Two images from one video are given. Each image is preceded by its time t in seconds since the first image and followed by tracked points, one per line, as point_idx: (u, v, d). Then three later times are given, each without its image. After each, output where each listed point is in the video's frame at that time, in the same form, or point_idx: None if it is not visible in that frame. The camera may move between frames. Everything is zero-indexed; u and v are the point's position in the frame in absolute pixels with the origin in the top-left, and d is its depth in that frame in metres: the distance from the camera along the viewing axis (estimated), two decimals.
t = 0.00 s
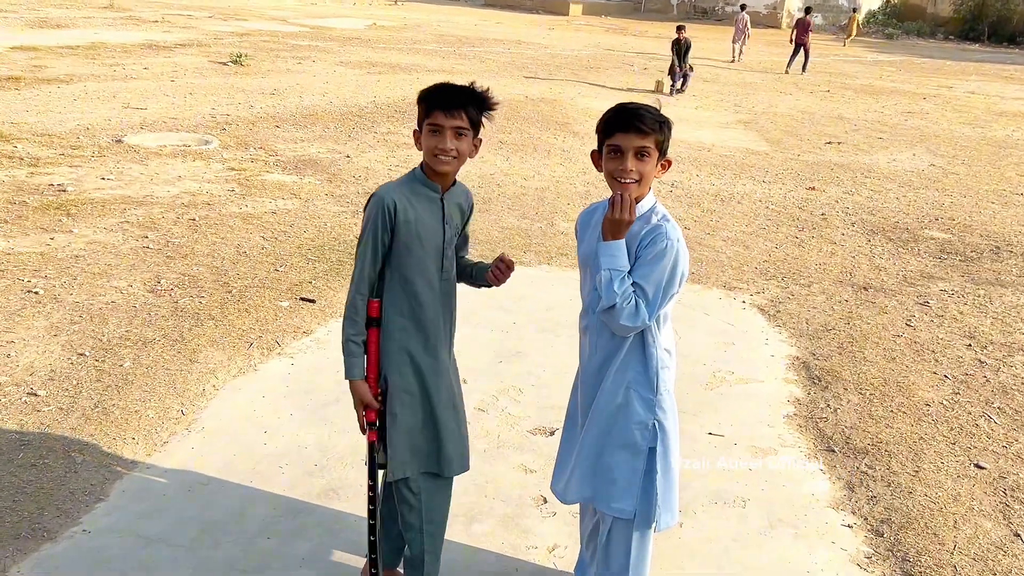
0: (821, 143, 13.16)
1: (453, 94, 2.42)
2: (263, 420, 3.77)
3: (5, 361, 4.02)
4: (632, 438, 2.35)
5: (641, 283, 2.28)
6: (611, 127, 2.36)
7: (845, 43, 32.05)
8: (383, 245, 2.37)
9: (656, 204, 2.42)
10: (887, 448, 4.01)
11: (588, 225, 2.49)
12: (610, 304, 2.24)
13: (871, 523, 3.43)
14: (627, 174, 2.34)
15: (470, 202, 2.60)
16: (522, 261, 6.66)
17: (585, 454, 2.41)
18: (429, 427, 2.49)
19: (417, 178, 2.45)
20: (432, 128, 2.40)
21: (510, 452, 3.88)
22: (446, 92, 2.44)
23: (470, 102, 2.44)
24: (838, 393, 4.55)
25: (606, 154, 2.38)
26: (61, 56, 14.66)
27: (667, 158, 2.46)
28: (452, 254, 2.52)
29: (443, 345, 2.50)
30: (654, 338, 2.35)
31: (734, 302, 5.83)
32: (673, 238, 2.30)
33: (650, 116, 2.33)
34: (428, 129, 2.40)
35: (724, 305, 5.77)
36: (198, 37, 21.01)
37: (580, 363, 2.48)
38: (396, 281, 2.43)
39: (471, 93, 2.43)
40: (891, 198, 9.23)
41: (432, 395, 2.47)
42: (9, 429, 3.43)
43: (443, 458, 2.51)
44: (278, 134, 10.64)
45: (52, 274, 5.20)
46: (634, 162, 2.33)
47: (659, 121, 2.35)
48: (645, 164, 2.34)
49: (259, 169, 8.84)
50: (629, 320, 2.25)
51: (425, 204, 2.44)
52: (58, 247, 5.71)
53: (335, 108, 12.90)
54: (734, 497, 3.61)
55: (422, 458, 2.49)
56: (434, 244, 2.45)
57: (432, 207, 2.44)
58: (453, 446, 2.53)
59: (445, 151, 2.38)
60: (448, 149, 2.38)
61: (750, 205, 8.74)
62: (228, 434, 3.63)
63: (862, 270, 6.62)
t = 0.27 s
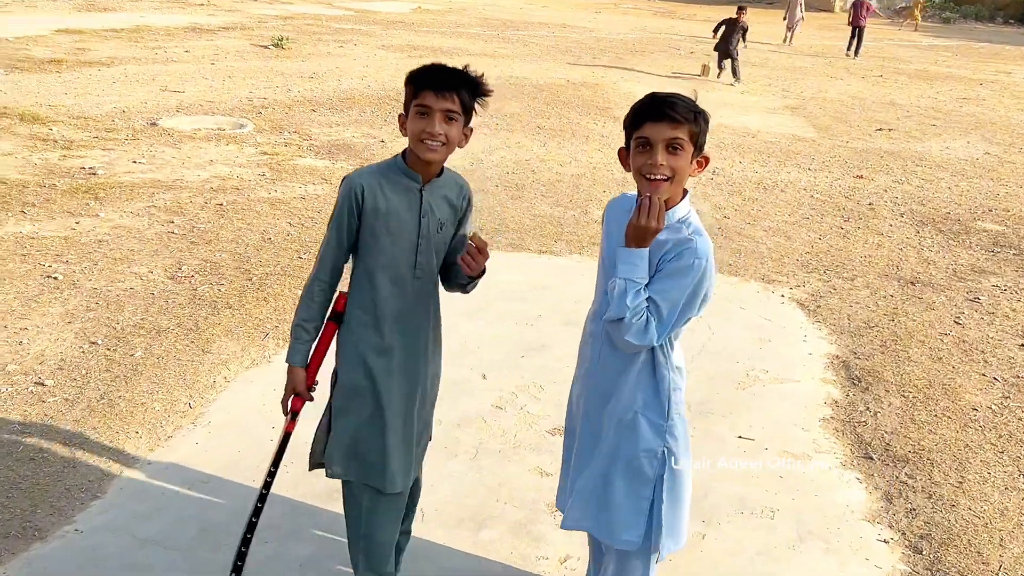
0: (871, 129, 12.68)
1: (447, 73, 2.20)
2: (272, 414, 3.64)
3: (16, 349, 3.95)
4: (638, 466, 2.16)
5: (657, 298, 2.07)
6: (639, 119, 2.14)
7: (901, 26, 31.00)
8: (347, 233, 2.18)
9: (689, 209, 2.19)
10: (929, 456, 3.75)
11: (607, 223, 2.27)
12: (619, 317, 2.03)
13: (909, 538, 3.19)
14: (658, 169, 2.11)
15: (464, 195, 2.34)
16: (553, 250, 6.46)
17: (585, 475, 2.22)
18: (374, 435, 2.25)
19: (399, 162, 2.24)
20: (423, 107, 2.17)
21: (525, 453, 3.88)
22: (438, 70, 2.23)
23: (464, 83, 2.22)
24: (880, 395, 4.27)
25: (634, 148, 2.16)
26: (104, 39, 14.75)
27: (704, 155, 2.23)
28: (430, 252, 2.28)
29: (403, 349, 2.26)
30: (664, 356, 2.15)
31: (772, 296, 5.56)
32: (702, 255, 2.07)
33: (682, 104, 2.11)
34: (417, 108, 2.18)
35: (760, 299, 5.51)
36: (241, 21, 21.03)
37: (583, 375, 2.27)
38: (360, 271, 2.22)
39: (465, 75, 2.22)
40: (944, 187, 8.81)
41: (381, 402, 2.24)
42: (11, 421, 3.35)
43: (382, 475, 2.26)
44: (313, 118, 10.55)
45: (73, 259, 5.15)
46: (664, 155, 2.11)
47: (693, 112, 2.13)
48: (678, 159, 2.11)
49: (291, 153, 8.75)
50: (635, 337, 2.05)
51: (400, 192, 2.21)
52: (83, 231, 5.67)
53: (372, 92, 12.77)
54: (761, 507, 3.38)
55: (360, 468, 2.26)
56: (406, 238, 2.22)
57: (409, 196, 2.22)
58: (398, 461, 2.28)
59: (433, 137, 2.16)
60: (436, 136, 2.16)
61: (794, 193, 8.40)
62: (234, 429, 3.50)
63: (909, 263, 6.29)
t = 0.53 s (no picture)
0: (942, 116, 12.09)
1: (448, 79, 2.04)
2: (301, 416, 3.54)
3: (53, 341, 3.93)
4: (692, 502, 2.04)
5: (709, 334, 1.92)
6: (676, 132, 1.94)
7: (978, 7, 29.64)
8: (333, 252, 2.03)
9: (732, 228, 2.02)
10: (997, 474, 3.47)
11: (637, 244, 2.07)
12: (670, 359, 1.86)
13: (972, 566, 2.95)
14: (700, 189, 1.91)
15: (470, 215, 2.16)
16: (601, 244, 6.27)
17: (626, 517, 2.08)
18: (348, 468, 2.10)
19: (394, 176, 2.06)
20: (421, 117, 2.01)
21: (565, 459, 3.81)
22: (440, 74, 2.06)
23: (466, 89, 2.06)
24: (944, 405, 3.99)
25: (670, 163, 1.96)
26: (164, 24, 14.91)
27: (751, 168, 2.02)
28: (428, 277, 2.10)
29: (387, 377, 2.09)
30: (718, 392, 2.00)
31: (830, 294, 5.28)
32: (754, 280, 1.93)
33: (724, 114, 1.91)
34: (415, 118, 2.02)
35: (818, 297, 5.23)
36: (298, 6, 21.10)
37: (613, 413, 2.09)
38: (348, 292, 2.09)
39: (466, 81, 2.06)
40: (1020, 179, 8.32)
41: (359, 434, 2.09)
42: (41, 418, 3.32)
43: (348, 508, 2.10)
44: (365, 104, 10.49)
45: (117, 248, 5.14)
46: (705, 172, 1.91)
47: (736, 122, 1.93)
48: (719, 175, 1.91)
49: (340, 140, 8.69)
50: (691, 379, 1.88)
51: (394, 211, 2.04)
52: (129, 219, 5.67)
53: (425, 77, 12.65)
54: (812, 527, 3.15)
55: (328, 500, 2.11)
56: (395, 261, 2.05)
57: (404, 215, 2.05)
58: (368, 497, 2.11)
59: (432, 151, 1.99)
60: (435, 150, 1.99)
61: (857, 184, 8.02)
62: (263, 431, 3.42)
63: (980, 260, 5.91)
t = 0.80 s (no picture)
0: None
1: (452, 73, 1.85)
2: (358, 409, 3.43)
3: (118, 325, 3.91)
4: (784, 544, 1.83)
5: (780, 354, 1.72)
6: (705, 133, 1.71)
7: None
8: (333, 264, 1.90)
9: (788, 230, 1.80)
10: None
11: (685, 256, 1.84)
12: (740, 393, 1.67)
13: None
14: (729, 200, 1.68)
15: (494, 224, 1.94)
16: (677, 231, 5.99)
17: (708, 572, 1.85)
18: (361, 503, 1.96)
19: (401, 182, 1.89)
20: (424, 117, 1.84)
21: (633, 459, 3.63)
22: (444, 65, 1.87)
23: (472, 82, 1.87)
24: None
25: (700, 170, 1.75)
26: (243, 4, 15.06)
27: (802, 167, 1.74)
28: (440, 295, 1.90)
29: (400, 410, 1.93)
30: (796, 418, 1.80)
31: (924, 287, 4.90)
32: (827, 285, 1.72)
33: (762, 113, 1.66)
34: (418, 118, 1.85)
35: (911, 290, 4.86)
36: None
37: (678, 472, 1.83)
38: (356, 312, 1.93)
39: (474, 72, 1.87)
40: None
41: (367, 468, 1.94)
42: (100, 404, 3.29)
43: (365, 551, 1.96)
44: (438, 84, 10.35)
45: (187, 230, 5.13)
46: (739, 180, 1.68)
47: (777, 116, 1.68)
48: (750, 184, 1.67)
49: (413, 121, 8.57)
50: (769, 411, 1.69)
51: (398, 224, 1.87)
52: (200, 200, 5.66)
53: (499, 56, 12.44)
54: (901, 543, 2.88)
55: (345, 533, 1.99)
56: (399, 276, 1.87)
57: (411, 226, 1.88)
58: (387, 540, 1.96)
59: (437, 156, 1.81)
60: (442, 154, 1.81)
61: (955, 168, 7.50)
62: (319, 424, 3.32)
63: None
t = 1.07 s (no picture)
0: None
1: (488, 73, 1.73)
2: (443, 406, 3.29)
3: (206, 309, 3.88)
4: None
5: (878, 379, 1.49)
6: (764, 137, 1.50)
7: None
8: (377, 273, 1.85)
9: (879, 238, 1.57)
10: None
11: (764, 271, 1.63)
12: (834, 422, 1.46)
13: None
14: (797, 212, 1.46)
15: (557, 242, 1.80)
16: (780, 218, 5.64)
17: None
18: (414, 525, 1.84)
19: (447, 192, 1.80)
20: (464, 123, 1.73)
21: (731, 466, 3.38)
22: (478, 64, 1.76)
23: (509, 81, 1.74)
24: None
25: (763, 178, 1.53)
26: None
27: (882, 164, 1.50)
28: (485, 314, 1.77)
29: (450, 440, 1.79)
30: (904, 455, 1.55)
31: None
32: (932, 296, 1.48)
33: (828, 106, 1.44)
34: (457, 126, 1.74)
35: None
36: None
37: (777, 522, 1.59)
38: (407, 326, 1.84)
39: (513, 70, 1.75)
40: None
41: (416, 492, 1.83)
42: (186, 392, 3.24)
43: None
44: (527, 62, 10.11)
45: (276, 212, 5.09)
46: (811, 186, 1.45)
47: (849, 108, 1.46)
48: (823, 188, 1.45)
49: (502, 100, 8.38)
50: (875, 443, 1.45)
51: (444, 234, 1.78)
52: (290, 181, 5.62)
53: (590, 32, 12.09)
54: None
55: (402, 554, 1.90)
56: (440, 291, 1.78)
57: (458, 243, 1.77)
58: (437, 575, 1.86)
59: (481, 167, 1.70)
60: (487, 165, 1.70)
61: None
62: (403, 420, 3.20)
63: None
